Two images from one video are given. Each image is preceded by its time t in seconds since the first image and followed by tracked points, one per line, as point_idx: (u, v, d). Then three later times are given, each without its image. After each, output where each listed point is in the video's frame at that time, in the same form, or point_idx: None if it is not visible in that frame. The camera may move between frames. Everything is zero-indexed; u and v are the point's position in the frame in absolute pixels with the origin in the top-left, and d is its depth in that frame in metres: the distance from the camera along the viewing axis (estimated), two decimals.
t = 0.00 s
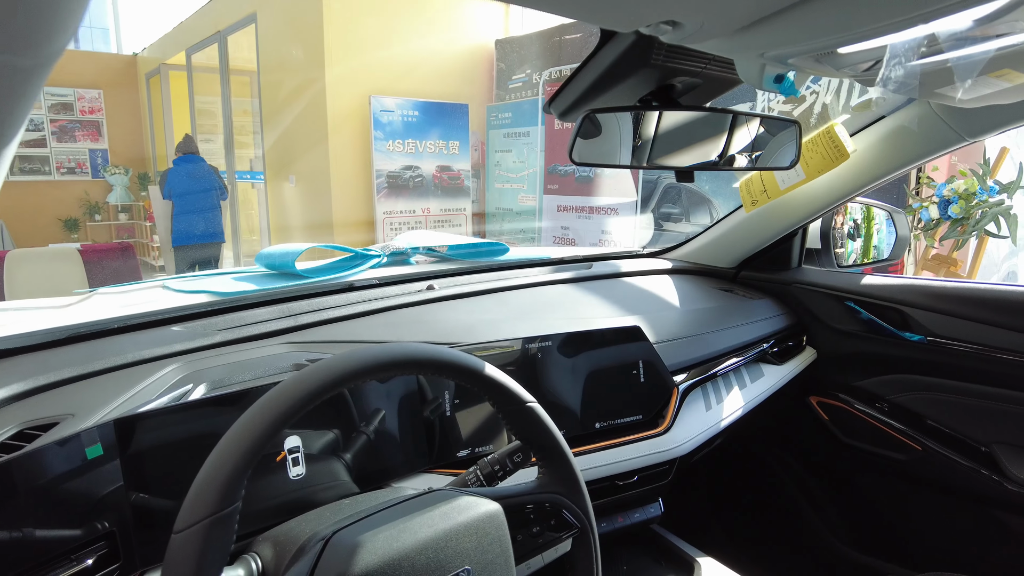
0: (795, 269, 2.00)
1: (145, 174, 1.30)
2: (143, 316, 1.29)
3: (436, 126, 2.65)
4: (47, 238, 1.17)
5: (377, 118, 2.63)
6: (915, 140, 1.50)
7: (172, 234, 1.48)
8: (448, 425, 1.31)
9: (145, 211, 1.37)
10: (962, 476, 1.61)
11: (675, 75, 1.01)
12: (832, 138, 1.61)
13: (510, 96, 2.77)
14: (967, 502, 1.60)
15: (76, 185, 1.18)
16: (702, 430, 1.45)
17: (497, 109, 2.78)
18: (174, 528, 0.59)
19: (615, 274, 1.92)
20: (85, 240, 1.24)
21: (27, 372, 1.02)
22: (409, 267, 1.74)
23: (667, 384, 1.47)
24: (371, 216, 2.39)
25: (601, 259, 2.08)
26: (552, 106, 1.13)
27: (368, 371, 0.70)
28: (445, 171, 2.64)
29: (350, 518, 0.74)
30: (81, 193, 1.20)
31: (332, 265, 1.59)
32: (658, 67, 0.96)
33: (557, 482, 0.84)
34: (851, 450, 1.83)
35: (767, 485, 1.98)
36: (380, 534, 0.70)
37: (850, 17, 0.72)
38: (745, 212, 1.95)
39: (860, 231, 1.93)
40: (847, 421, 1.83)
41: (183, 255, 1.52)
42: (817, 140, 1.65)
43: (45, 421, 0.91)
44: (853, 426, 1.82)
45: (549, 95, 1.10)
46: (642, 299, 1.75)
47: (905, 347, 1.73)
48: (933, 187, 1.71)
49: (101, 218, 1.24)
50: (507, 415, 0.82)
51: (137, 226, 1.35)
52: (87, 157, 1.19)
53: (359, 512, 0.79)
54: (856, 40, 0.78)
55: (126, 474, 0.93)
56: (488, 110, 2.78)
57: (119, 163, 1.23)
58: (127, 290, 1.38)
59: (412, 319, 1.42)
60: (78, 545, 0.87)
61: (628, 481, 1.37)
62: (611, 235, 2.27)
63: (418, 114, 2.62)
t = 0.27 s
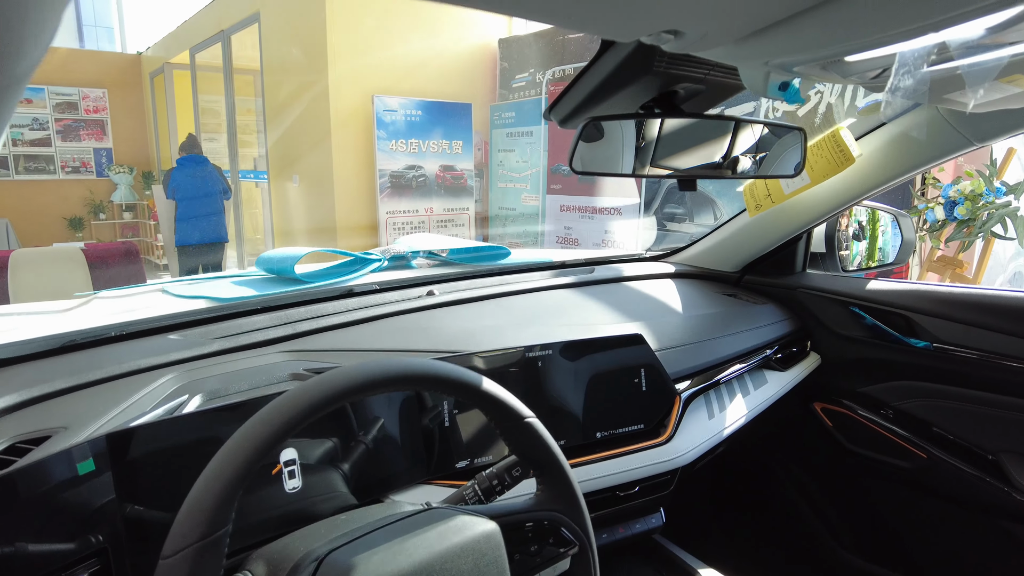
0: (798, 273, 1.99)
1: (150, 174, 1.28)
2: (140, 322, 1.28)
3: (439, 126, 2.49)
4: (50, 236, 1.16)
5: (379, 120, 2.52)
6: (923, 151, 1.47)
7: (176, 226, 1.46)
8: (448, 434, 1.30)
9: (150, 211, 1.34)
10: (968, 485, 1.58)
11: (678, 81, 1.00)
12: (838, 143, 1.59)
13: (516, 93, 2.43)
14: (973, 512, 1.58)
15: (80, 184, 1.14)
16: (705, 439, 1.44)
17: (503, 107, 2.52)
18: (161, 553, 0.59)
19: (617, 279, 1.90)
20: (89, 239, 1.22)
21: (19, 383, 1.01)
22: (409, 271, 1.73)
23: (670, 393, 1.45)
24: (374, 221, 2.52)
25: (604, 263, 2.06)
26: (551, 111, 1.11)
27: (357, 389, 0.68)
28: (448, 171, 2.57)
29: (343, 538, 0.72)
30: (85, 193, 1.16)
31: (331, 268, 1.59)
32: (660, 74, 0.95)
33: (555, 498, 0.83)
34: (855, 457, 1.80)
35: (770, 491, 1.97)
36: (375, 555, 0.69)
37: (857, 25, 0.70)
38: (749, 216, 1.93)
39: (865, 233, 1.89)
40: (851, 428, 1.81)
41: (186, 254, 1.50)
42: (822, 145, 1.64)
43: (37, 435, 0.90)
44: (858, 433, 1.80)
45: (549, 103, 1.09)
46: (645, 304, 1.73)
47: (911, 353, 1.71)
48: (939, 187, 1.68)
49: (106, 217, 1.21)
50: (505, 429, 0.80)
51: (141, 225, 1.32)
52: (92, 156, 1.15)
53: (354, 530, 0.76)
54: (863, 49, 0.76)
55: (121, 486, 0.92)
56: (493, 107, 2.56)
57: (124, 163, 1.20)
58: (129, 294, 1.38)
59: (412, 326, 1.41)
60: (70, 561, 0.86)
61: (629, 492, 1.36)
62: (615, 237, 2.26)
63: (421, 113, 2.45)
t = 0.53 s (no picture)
0: (795, 282, 1.97)
1: (151, 174, 1.37)
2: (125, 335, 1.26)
3: (438, 125, 2.35)
4: (51, 236, 1.21)
5: (376, 117, 2.38)
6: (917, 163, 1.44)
7: (175, 230, 1.56)
8: (438, 452, 1.27)
9: (149, 210, 1.42)
10: (964, 500, 1.56)
11: (666, 98, 0.98)
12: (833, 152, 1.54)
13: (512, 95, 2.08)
14: (970, 526, 1.56)
15: (80, 184, 1.21)
16: (697, 455, 1.42)
17: (500, 106, 2.28)
18: None
19: (611, 287, 1.89)
20: (90, 239, 1.29)
21: None
22: (402, 279, 1.71)
23: (662, 407, 1.43)
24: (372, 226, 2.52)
25: (599, 271, 2.04)
26: (536, 128, 1.10)
27: (329, 422, 0.66)
28: (446, 171, 2.49)
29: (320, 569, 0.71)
30: (86, 192, 1.24)
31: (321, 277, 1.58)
32: (648, 92, 0.93)
33: (539, 526, 0.81)
34: (853, 468, 1.78)
35: (767, 500, 1.96)
36: None
37: (844, 49, 0.68)
38: (746, 225, 1.93)
39: (864, 237, 1.88)
40: (848, 439, 1.79)
41: (184, 256, 1.56)
42: (818, 156, 1.58)
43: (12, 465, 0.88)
44: (856, 444, 1.78)
45: (534, 119, 1.09)
46: (639, 314, 1.72)
47: (908, 364, 1.69)
48: (940, 190, 1.65)
49: (106, 216, 1.30)
50: (487, 458, 0.77)
51: (141, 224, 1.41)
52: (92, 155, 1.23)
53: (340, 555, 0.75)
54: (852, 73, 0.75)
55: (97, 511, 0.90)
56: (492, 107, 2.30)
57: (123, 162, 1.28)
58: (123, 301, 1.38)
59: (401, 340, 1.39)
60: None
61: (619, 509, 1.34)
62: (613, 239, 2.24)
63: (416, 112, 2.33)
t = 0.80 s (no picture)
0: (798, 282, 1.96)
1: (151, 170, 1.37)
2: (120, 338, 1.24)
3: (439, 123, 2.33)
4: (51, 234, 1.21)
5: (376, 115, 2.42)
6: (925, 166, 1.41)
7: (175, 229, 1.52)
8: (437, 456, 1.26)
9: (149, 207, 1.41)
10: (970, 504, 1.54)
11: (669, 98, 0.96)
12: (838, 152, 1.54)
13: (514, 92, 2.00)
14: (976, 530, 1.54)
15: (81, 181, 1.24)
16: (700, 458, 1.40)
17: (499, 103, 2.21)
18: None
19: (613, 288, 1.87)
20: (90, 236, 1.29)
21: None
22: (401, 280, 1.69)
23: (663, 410, 1.42)
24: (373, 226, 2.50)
25: (600, 271, 2.02)
26: (537, 129, 1.08)
27: (323, 432, 0.65)
28: (447, 169, 2.49)
29: None
30: (86, 189, 1.26)
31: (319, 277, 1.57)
32: (651, 93, 0.91)
33: (539, 536, 0.79)
34: (857, 471, 1.77)
35: (770, 502, 1.94)
36: None
37: (853, 50, 0.66)
38: (749, 225, 1.91)
39: (868, 237, 1.84)
40: (852, 442, 1.77)
41: (184, 255, 1.52)
42: (822, 155, 1.57)
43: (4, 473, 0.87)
44: (860, 447, 1.76)
45: (534, 119, 1.07)
46: (642, 315, 1.70)
47: (912, 366, 1.67)
48: (944, 188, 1.64)
49: (106, 213, 1.31)
50: (485, 468, 0.75)
51: (142, 222, 1.39)
52: (92, 152, 1.25)
53: (336, 567, 0.74)
54: (862, 74, 0.73)
55: (90, 520, 0.89)
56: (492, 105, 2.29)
57: (123, 159, 1.30)
58: (115, 303, 1.33)
59: (401, 343, 1.38)
60: None
61: (621, 514, 1.32)
62: (614, 238, 2.21)
63: (417, 110, 2.32)
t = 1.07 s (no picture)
0: (799, 276, 1.94)
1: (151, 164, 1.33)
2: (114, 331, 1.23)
3: (437, 116, 2.34)
4: (51, 230, 1.19)
5: (376, 108, 2.39)
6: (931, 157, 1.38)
7: (174, 222, 1.47)
8: (434, 451, 1.25)
9: (149, 203, 1.37)
10: (971, 498, 1.53)
11: (668, 86, 0.95)
12: (840, 144, 1.52)
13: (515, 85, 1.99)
14: (977, 525, 1.53)
15: (81, 175, 1.22)
16: (699, 452, 1.39)
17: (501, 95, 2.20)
18: None
19: (612, 281, 1.86)
20: (89, 232, 1.26)
21: None
22: (399, 274, 1.68)
23: (663, 404, 1.40)
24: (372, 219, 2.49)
25: (600, 265, 2.01)
26: (534, 118, 1.07)
27: (315, 426, 0.63)
28: (447, 163, 2.47)
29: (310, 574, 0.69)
30: (85, 183, 1.23)
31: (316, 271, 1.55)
32: (649, 81, 0.89)
33: (535, 531, 0.78)
34: (857, 466, 1.76)
35: (770, 497, 1.94)
36: None
37: (856, 33, 0.64)
38: (750, 218, 1.90)
39: (869, 231, 1.83)
40: (853, 436, 1.76)
41: (182, 248, 1.49)
42: (824, 147, 1.55)
43: None
44: (861, 441, 1.75)
45: (531, 109, 1.05)
46: (641, 309, 1.69)
47: (914, 360, 1.65)
48: (946, 182, 1.62)
49: (106, 208, 1.28)
50: (481, 462, 0.74)
51: (141, 217, 1.35)
52: (92, 147, 1.24)
53: (329, 561, 0.73)
54: (865, 59, 0.71)
55: (81, 513, 0.88)
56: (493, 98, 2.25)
57: (123, 154, 1.28)
58: (114, 296, 1.33)
59: (397, 336, 1.37)
60: None
61: (619, 508, 1.32)
62: (614, 232, 2.22)
63: (416, 104, 2.35)
